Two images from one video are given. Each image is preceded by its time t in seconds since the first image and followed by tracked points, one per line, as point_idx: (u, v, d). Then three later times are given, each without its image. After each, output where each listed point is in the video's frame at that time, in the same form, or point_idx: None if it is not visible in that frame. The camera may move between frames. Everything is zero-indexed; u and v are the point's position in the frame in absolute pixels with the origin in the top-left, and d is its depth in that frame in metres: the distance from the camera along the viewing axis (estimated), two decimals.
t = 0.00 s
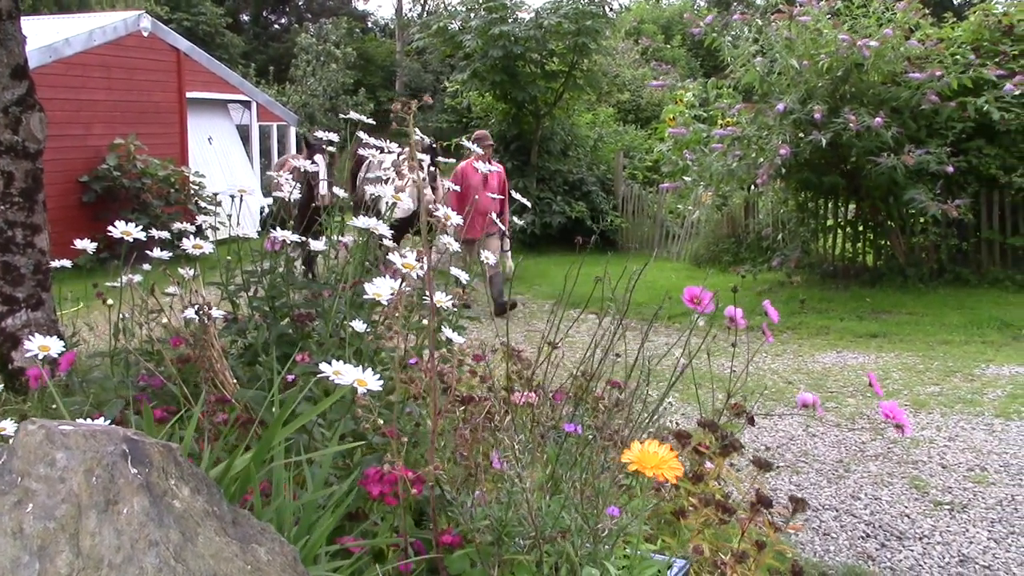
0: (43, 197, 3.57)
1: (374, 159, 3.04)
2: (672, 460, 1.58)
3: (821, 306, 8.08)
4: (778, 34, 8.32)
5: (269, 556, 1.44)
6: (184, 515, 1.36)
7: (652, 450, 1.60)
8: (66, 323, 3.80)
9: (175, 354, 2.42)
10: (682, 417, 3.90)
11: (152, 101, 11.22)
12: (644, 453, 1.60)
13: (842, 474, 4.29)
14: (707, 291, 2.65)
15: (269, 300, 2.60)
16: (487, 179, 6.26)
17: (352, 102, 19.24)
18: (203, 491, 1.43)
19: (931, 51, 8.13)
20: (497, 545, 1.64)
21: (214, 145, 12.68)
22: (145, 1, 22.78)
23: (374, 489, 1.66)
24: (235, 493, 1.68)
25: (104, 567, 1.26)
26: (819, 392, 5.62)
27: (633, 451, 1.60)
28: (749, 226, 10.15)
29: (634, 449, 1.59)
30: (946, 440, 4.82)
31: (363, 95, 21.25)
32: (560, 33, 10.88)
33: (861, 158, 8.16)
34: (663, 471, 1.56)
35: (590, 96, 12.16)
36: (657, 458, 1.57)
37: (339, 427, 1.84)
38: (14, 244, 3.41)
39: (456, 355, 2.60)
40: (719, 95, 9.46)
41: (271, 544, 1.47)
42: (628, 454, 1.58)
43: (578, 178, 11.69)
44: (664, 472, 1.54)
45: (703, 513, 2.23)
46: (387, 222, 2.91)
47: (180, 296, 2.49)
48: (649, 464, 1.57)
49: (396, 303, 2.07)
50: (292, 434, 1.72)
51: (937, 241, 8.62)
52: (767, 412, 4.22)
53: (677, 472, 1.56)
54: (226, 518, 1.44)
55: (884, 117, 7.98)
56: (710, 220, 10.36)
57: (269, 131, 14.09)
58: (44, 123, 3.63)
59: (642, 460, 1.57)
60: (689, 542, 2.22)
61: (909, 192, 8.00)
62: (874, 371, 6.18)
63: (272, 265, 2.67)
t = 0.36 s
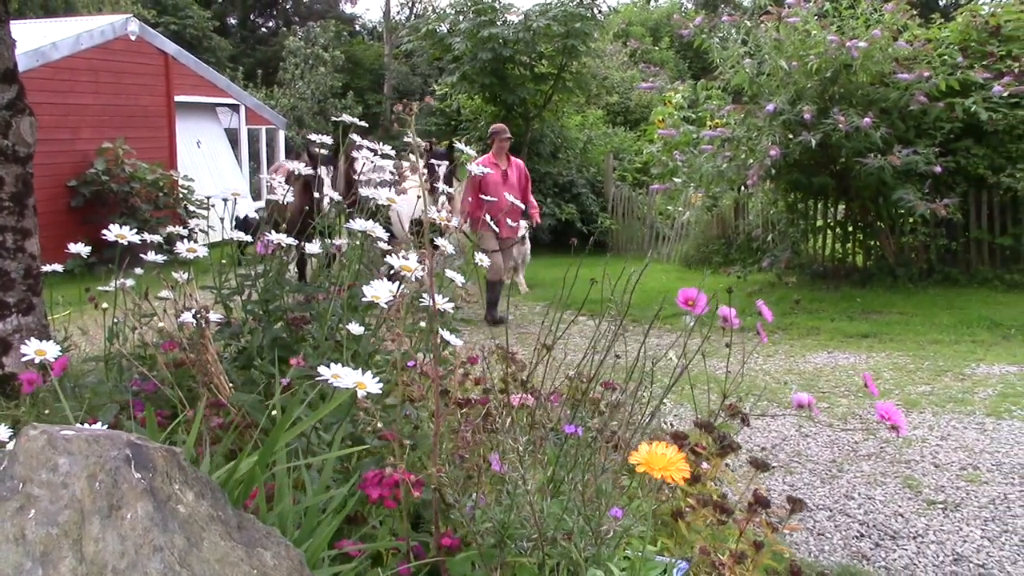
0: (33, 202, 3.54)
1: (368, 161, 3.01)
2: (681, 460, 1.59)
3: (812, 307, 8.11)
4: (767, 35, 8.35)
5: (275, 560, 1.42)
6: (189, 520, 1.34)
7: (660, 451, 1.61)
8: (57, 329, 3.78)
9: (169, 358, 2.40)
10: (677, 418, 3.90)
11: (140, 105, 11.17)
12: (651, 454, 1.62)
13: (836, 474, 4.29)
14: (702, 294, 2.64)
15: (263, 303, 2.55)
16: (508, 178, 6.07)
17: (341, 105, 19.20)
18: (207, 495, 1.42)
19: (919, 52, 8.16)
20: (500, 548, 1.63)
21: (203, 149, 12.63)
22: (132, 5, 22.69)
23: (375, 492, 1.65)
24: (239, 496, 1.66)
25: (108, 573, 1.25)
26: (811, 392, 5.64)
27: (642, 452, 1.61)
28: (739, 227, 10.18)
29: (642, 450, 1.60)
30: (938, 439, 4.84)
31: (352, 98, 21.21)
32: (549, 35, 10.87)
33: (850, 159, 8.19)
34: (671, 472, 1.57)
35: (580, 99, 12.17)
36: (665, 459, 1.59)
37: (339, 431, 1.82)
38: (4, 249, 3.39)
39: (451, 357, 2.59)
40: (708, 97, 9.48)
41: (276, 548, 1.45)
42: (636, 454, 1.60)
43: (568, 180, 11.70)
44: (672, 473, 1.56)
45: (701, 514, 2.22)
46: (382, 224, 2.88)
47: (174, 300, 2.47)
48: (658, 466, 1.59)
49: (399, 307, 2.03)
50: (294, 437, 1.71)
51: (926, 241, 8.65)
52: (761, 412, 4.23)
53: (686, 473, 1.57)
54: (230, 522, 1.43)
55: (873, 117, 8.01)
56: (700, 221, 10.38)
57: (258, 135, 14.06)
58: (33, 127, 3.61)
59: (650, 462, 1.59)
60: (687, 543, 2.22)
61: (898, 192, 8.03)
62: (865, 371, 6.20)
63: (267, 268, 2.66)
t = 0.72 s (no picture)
0: (27, 200, 3.52)
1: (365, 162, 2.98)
2: (687, 462, 1.67)
3: (804, 310, 8.13)
4: (760, 38, 8.37)
5: (282, 560, 1.42)
6: (195, 520, 1.33)
7: (667, 451, 1.67)
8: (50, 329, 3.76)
9: (165, 359, 2.37)
10: (673, 421, 3.90)
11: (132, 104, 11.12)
12: (660, 456, 1.68)
13: (829, 476, 4.30)
14: (700, 296, 2.63)
15: (259, 304, 2.52)
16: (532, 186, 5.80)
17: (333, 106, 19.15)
18: (213, 496, 1.40)
19: (912, 56, 8.18)
20: (501, 548, 1.63)
21: (194, 149, 12.58)
22: (124, 5, 22.62)
23: (374, 493, 1.64)
24: (244, 494, 1.64)
25: (113, 573, 1.23)
26: (803, 395, 5.65)
27: (650, 453, 1.67)
28: (731, 229, 10.20)
29: (651, 452, 1.66)
30: (931, 442, 4.85)
31: (344, 99, 21.16)
32: (542, 37, 10.86)
33: (843, 162, 8.21)
34: (680, 473, 1.64)
35: (573, 101, 12.18)
36: (673, 461, 1.64)
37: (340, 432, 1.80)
38: None
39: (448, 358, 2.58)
40: (700, 100, 9.49)
41: (283, 548, 1.45)
42: (645, 456, 1.65)
43: (561, 182, 11.71)
44: (681, 476, 1.63)
45: (699, 516, 2.21)
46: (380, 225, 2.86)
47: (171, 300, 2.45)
48: (665, 468, 1.64)
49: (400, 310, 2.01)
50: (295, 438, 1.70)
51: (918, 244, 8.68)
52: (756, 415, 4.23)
53: (694, 477, 1.64)
54: (237, 523, 1.41)
55: (865, 121, 8.03)
56: (693, 224, 10.40)
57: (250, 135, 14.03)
58: (27, 125, 3.58)
59: (658, 464, 1.64)
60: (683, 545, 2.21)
61: (890, 196, 8.05)
62: (857, 374, 6.22)
63: (263, 269, 2.64)
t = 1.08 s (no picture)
0: (19, 197, 3.49)
1: (360, 161, 2.97)
2: (690, 460, 1.71)
3: (795, 310, 8.16)
4: (752, 39, 8.39)
5: (285, 558, 1.40)
6: (198, 517, 1.32)
7: (671, 451, 1.72)
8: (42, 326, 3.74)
9: (160, 357, 2.36)
10: (666, 421, 3.90)
11: (123, 102, 11.08)
12: (663, 453, 1.73)
13: (821, 476, 4.31)
14: (696, 295, 2.63)
15: (253, 302, 2.49)
16: (563, 192, 5.60)
17: (325, 105, 19.09)
18: (216, 493, 1.40)
19: (903, 58, 8.20)
20: (501, 547, 1.63)
21: (185, 147, 12.53)
22: (114, 3, 22.54)
23: (372, 492, 1.62)
24: (245, 492, 1.65)
25: (114, 570, 1.23)
26: (795, 394, 5.67)
27: (653, 451, 1.73)
28: (723, 230, 10.23)
29: (654, 449, 1.72)
30: (922, 442, 4.87)
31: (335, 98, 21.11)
32: (535, 37, 10.83)
33: (834, 163, 8.24)
34: (683, 470, 1.69)
35: (564, 101, 12.18)
36: (677, 459, 1.70)
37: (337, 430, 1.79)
38: None
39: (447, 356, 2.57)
40: (692, 101, 9.51)
41: (287, 545, 1.43)
42: (648, 453, 1.72)
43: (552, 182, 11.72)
44: (684, 471, 1.68)
45: (695, 515, 2.21)
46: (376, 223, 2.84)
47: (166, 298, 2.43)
48: (670, 464, 1.70)
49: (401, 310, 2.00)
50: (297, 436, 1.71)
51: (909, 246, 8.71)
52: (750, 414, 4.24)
53: (696, 472, 1.69)
54: (240, 520, 1.41)
55: (857, 123, 8.06)
56: (684, 224, 10.43)
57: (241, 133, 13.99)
58: (19, 121, 3.56)
59: (661, 460, 1.70)
60: (679, 544, 2.22)
61: (881, 197, 8.08)
62: (849, 374, 6.24)
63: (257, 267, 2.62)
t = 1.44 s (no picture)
0: (6, 191, 3.48)
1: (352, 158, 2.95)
2: (684, 461, 1.72)
3: (782, 312, 8.20)
4: (742, 41, 8.43)
5: (278, 554, 1.41)
6: (191, 514, 1.33)
7: (664, 450, 1.73)
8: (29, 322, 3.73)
9: (149, 353, 2.34)
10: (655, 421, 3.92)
11: (112, 98, 11.04)
12: (656, 453, 1.73)
13: (808, 477, 4.34)
14: (687, 296, 2.64)
15: (243, 299, 2.47)
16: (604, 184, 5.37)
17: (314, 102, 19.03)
18: (210, 489, 1.40)
19: (893, 62, 8.24)
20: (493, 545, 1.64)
21: (173, 143, 12.48)
22: None
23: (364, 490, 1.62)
24: (238, 489, 1.66)
25: (108, 566, 1.23)
26: (783, 396, 5.69)
27: (646, 451, 1.73)
28: (711, 231, 10.27)
29: (647, 449, 1.72)
30: (908, 445, 4.90)
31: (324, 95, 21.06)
32: (525, 36, 10.80)
33: (823, 166, 8.28)
34: (675, 471, 1.70)
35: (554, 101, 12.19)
36: (670, 459, 1.71)
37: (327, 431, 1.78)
38: None
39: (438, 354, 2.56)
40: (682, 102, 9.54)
41: (280, 542, 1.44)
42: (641, 454, 1.72)
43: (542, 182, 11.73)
44: (676, 472, 1.69)
45: (684, 516, 2.22)
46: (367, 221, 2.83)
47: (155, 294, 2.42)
48: (662, 465, 1.71)
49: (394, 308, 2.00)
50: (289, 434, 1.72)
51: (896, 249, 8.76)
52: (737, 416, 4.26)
53: (689, 472, 1.70)
54: (234, 516, 1.41)
55: (846, 126, 8.10)
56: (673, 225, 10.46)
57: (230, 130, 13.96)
58: (7, 116, 3.54)
59: (655, 460, 1.71)
60: (667, 544, 2.22)
61: (869, 200, 8.12)
62: (836, 376, 6.27)
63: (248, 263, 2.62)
